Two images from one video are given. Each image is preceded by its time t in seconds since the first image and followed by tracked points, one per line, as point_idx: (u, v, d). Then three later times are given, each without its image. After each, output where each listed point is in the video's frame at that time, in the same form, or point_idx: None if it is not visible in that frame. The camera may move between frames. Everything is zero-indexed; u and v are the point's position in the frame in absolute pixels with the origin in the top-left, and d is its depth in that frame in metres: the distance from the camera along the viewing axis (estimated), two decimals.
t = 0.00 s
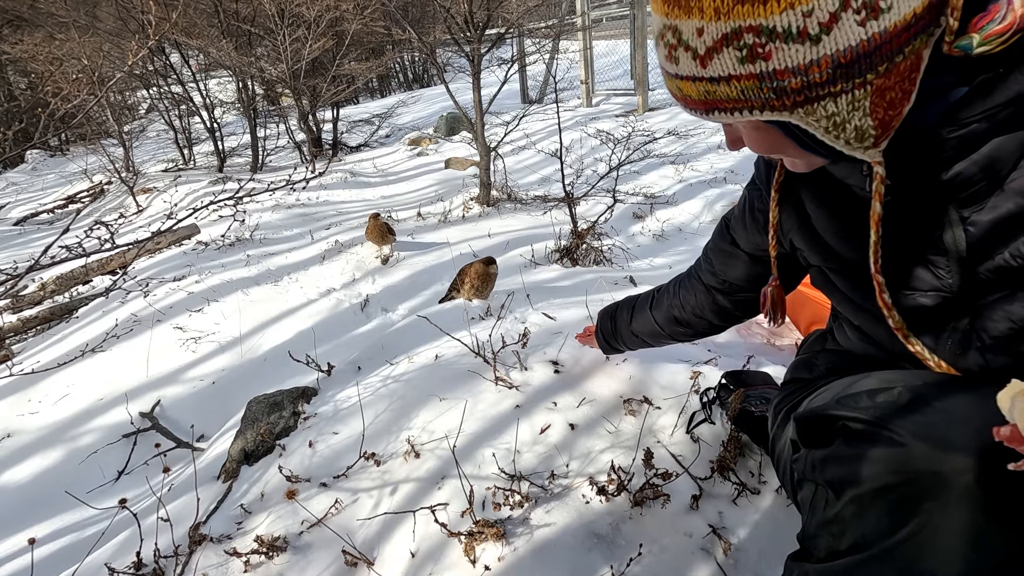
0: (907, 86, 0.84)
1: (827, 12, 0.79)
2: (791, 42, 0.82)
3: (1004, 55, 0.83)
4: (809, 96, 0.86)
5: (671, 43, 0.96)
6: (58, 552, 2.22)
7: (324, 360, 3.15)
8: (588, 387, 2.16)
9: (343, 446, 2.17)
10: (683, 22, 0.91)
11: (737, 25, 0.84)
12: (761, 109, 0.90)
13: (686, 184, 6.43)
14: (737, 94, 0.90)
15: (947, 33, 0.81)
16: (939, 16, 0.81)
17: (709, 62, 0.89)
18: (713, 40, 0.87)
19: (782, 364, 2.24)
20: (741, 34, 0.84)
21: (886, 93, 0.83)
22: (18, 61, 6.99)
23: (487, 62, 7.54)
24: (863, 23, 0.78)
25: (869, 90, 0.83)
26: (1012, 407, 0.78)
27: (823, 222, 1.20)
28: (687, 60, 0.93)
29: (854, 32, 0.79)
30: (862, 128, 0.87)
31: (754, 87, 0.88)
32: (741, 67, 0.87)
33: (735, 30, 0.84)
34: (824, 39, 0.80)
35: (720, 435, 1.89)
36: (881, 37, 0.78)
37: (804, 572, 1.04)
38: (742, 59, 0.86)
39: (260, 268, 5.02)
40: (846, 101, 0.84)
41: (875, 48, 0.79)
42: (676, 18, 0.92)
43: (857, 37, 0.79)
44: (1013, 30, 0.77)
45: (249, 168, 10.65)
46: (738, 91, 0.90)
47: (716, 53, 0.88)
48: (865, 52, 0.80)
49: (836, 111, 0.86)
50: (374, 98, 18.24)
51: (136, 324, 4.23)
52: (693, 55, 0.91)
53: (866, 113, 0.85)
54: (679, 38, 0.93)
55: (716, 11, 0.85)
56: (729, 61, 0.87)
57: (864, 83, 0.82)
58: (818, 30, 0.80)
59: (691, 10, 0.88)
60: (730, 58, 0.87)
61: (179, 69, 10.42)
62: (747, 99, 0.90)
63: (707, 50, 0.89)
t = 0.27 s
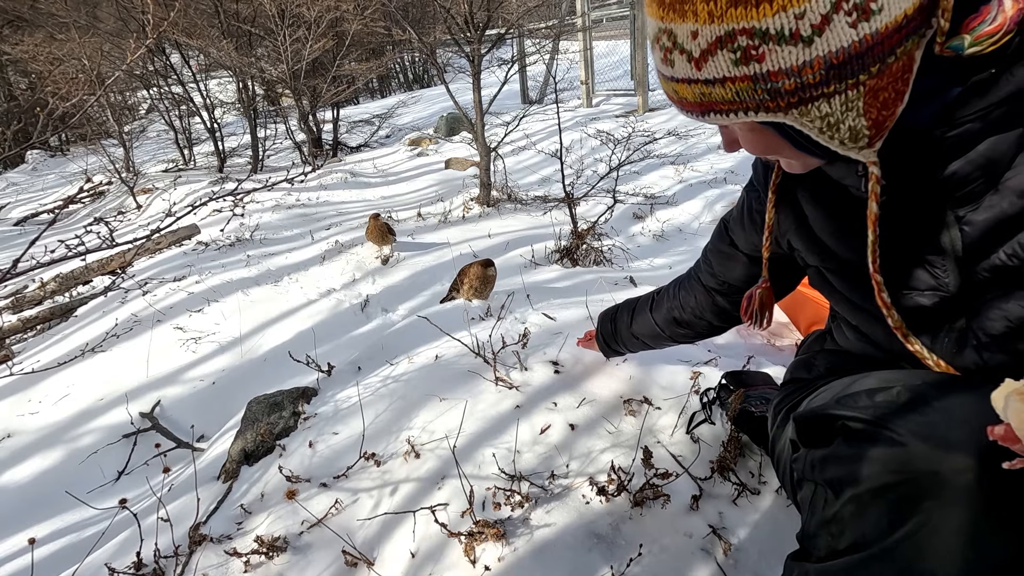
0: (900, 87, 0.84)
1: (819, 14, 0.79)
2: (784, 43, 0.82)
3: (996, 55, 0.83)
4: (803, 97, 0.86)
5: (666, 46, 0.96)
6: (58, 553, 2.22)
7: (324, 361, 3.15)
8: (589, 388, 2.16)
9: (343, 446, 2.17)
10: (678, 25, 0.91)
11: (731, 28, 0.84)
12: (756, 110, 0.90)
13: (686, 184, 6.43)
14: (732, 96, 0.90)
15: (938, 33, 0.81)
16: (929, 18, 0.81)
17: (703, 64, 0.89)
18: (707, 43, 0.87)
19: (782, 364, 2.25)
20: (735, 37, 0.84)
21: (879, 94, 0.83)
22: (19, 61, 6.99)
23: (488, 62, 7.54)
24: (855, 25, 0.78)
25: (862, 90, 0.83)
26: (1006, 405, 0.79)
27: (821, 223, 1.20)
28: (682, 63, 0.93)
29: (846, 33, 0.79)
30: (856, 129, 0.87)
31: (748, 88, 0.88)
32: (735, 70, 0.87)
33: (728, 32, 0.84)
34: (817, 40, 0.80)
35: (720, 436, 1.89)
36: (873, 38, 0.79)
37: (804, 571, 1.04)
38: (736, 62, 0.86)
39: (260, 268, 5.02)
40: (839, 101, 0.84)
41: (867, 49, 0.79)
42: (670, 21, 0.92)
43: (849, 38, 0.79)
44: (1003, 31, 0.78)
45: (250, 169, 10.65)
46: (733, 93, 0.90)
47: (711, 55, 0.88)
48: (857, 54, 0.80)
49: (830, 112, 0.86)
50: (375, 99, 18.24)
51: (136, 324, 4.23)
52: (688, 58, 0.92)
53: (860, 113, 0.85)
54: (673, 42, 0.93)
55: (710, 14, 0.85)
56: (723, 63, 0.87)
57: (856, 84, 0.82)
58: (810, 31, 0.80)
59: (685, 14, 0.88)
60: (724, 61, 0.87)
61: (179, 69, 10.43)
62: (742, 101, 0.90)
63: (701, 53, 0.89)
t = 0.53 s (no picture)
0: (900, 87, 0.84)
1: (818, 15, 0.79)
2: (784, 44, 0.82)
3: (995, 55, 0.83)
4: (803, 98, 0.85)
5: (666, 48, 0.96)
6: (58, 553, 2.22)
7: (324, 361, 3.14)
8: (589, 388, 2.16)
9: (343, 447, 2.17)
10: (677, 27, 0.91)
11: (730, 30, 0.84)
12: (756, 111, 0.90)
13: (687, 185, 6.42)
14: (732, 97, 0.90)
15: (937, 34, 0.81)
16: (927, 19, 0.81)
17: (703, 66, 0.89)
18: (706, 45, 0.87)
19: (783, 365, 2.24)
20: (734, 38, 0.84)
21: (879, 95, 0.83)
22: (19, 62, 6.99)
23: (488, 62, 7.54)
24: (855, 25, 0.78)
25: (862, 91, 0.83)
26: (1008, 406, 0.79)
27: (821, 223, 1.20)
28: (682, 65, 0.93)
29: (846, 34, 0.79)
30: (856, 130, 0.87)
31: (748, 90, 0.88)
32: (735, 71, 0.87)
33: (728, 34, 0.84)
34: (816, 41, 0.80)
35: (721, 436, 1.89)
36: (872, 39, 0.78)
37: (804, 571, 1.03)
38: (735, 63, 0.86)
39: (261, 269, 5.02)
40: (839, 102, 0.84)
41: (866, 50, 0.79)
42: (669, 24, 0.92)
43: (849, 39, 0.79)
44: (1002, 32, 0.77)
45: (250, 169, 10.64)
46: (733, 95, 0.90)
47: (710, 57, 0.88)
48: (856, 54, 0.80)
49: (830, 112, 0.86)
50: (375, 99, 18.25)
51: (136, 324, 4.22)
52: (688, 60, 0.92)
53: (860, 114, 0.85)
54: (673, 44, 0.93)
55: (709, 16, 0.85)
56: (723, 65, 0.87)
57: (856, 85, 0.82)
58: (810, 33, 0.80)
59: (684, 16, 0.88)
60: (724, 62, 0.87)
61: (179, 70, 10.44)
62: (741, 102, 0.90)
63: (701, 55, 0.89)
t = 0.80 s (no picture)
0: (901, 87, 0.84)
1: (820, 15, 0.79)
2: (785, 44, 0.82)
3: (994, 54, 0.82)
4: (805, 98, 0.85)
5: (666, 49, 0.96)
6: (58, 553, 2.22)
7: (325, 361, 3.14)
8: (589, 388, 2.16)
9: (343, 448, 2.17)
10: (678, 28, 0.91)
11: (732, 29, 0.84)
12: (757, 112, 0.90)
13: (687, 185, 6.42)
14: (733, 98, 0.90)
15: (937, 34, 0.81)
16: (928, 19, 0.81)
17: (705, 66, 0.89)
18: (708, 45, 0.87)
19: (783, 365, 2.24)
20: (736, 38, 0.84)
21: (880, 94, 0.84)
22: (20, 62, 6.99)
23: (489, 62, 7.53)
24: (857, 25, 0.78)
25: (864, 90, 0.83)
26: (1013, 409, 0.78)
27: (821, 225, 1.20)
28: (683, 65, 0.93)
29: (848, 33, 0.79)
30: (858, 130, 0.87)
31: (750, 90, 0.88)
32: (737, 71, 0.87)
33: (730, 34, 0.84)
34: (818, 41, 0.80)
35: (721, 437, 1.89)
36: (874, 39, 0.78)
37: (806, 571, 1.03)
38: (737, 63, 0.86)
39: (261, 269, 5.02)
40: (841, 102, 0.84)
41: (868, 49, 0.79)
42: (670, 24, 0.92)
43: (851, 38, 0.79)
44: (1002, 31, 0.77)
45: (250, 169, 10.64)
46: (735, 95, 0.90)
47: (712, 57, 0.88)
48: (859, 54, 0.80)
49: (832, 112, 0.86)
50: (376, 99, 18.26)
51: (136, 325, 4.22)
52: (689, 60, 0.91)
53: (862, 114, 0.85)
54: (674, 44, 0.93)
55: (710, 15, 0.85)
56: (725, 64, 0.87)
57: (858, 85, 0.82)
58: (813, 32, 0.80)
59: (686, 16, 0.88)
60: (726, 62, 0.87)
61: (179, 70, 10.45)
62: (743, 102, 0.90)
63: (702, 55, 0.89)
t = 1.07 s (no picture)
0: (900, 86, 0.84)
1: (820, 15, 0.79)
2: (786, 44, 0.82)
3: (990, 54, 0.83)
4: (805, 98, 0.85)
5: (667, 49, 0.96)
6: (59, 553, 2.22)
7: (325, 362, 3.14)
8: (590, 389, 2.16)
9: (344, 448, 2.17)
10: (679, 28, 0.91)
11: (732, 29, 0.84)
12: (758, 112, 0.90)
13: (687, 185, 6.42)
14: (734, 98, 0.90)
15: (935, 35, 0.81)
16: (927, 19, 0.81)
17: (705, 66, 0.89)
18: (708, 45, 0.87)
19: (784, 366, 2.24)
20: (737, 38, 0.84)
21: (880, 94, 0.84)
22: (20, 62, 6.98)
23: (489, 63, 7.53)
24: (857, 25, 0.78)
25: (864, 90, 0.83)
26: (1008, 408, 0.80)
27: (821, 226, 1.20)
28: (683, 65, 0.93)
29: (848, 34, 0.79)
30: (858, 129, 0.87)
31: (751, 90, 0.88)
32: (737, 71, 0.87)
33: (730, 34, 0.84)
34: (819, 41, 0.80)
35: (722, 437, 1.89)
36: (874, 39, 0.79)
37: (806, 571, 1.03)
38: (738, 63, 0.86)
39: (261, 269, 5.02)
40: (842, 102, 0.84)
41: (868, 49, 0.79)
42: (671, 24, 0.92)
43: (851, 38, 0.79)
44: (999, 31, 0.77)
45: (250, 169, 10.64)
46: (736, 95, 0.90)
47: (712, 57, 0.88)
48: (858, 54, 0.80)
49: (833, 112, 0.86)
50: (376, 99, 18.26)
51: (137, 325, 4.22)
52: (689, 61, 0.92)
53: (862, 114, 0.85)
54: (674, 44, 0.93)
55: (711, 16, 0.85)
56: (725, 65, 0.87)
57: (858, 85, 0.82)
58: (813, 32, 0.80)
59: (686, 17, 0.88)
60: (726, 62, 0.87)
61: (179, 70, 10.45)
62: (744, 102, 0.90)
63: (703, 55, 0.89)
